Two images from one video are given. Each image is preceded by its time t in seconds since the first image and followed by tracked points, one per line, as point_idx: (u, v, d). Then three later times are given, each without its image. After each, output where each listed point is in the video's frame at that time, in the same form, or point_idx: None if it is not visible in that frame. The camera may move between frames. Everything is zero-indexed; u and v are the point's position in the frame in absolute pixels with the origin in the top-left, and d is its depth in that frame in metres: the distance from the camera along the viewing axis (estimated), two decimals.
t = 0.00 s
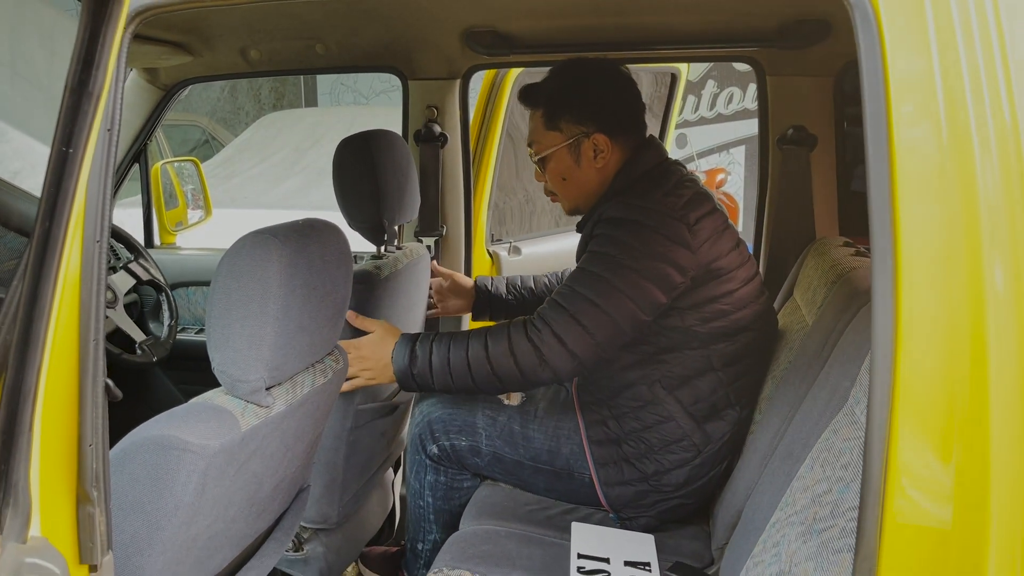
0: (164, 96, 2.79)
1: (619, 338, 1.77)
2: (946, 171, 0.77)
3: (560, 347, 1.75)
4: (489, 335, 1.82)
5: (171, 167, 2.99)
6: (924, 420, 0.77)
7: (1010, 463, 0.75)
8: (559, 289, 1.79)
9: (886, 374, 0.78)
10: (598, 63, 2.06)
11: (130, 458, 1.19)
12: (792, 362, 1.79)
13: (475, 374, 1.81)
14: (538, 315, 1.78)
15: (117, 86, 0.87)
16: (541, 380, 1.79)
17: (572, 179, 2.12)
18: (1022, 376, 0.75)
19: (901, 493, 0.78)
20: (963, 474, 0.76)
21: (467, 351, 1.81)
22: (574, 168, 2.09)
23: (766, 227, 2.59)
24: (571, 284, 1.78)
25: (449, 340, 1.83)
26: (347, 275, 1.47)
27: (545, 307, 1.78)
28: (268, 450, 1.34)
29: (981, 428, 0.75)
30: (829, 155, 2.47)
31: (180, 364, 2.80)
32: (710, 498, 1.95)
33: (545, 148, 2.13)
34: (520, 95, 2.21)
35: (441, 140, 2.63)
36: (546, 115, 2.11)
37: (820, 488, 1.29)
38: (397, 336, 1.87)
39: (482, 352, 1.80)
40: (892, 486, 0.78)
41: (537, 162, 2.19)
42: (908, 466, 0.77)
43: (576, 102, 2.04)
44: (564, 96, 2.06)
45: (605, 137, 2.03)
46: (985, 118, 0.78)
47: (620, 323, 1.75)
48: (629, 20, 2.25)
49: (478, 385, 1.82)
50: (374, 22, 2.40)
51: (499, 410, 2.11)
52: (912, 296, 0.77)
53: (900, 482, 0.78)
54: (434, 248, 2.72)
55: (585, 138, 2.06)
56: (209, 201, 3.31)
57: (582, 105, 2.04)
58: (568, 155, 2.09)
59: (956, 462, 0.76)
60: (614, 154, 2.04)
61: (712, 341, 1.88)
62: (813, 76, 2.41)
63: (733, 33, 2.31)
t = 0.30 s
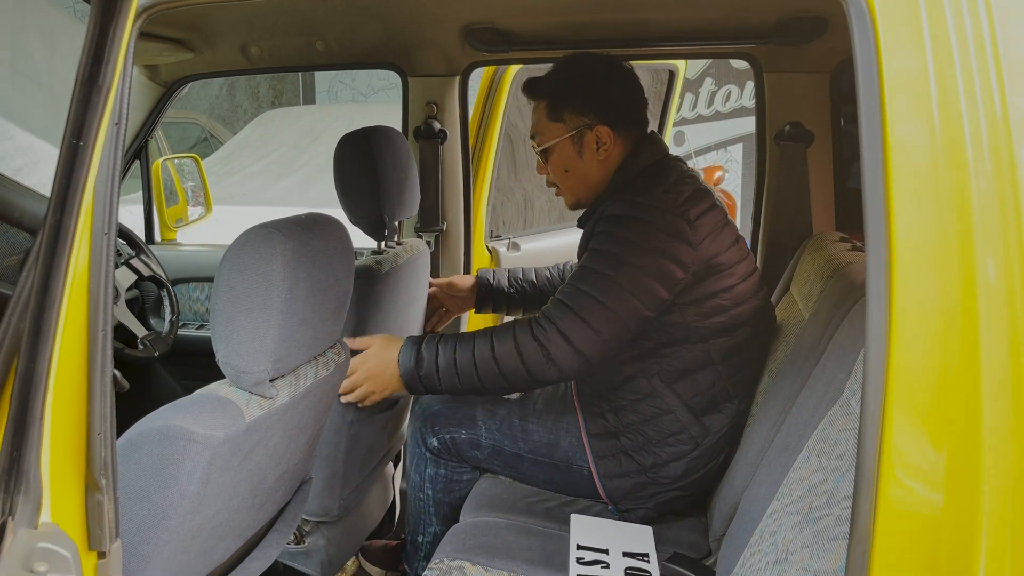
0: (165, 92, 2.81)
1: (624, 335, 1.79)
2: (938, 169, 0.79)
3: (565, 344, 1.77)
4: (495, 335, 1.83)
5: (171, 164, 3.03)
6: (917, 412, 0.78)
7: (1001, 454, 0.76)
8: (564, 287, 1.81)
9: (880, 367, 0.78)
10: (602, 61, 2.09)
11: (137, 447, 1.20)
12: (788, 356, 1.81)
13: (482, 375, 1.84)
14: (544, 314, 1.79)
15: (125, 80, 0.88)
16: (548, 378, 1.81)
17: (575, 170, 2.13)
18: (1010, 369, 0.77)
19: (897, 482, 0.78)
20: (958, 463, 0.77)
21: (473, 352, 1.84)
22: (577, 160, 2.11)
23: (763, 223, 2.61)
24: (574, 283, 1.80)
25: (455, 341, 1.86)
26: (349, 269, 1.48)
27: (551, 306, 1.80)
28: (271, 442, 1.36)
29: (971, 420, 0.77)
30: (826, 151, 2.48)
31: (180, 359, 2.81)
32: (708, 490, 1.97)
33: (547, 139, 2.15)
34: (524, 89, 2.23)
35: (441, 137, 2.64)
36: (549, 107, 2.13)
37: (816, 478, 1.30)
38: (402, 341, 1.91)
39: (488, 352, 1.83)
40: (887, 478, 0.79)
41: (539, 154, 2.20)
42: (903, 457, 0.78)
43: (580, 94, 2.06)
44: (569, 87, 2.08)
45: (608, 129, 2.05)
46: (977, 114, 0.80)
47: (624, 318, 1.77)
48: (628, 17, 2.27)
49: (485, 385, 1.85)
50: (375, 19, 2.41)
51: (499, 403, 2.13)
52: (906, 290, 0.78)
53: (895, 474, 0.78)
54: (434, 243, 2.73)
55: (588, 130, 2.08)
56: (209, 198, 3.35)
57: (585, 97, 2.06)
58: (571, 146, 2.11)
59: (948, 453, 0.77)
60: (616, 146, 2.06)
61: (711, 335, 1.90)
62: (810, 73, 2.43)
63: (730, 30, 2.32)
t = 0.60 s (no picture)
0: (165, 87, 2.83)
1: (624, 326, 1.80)
2: (939, 158, 0.77)
3: (564, 334, 1.79)
4: (494, 327, 1.86)
5: (169, 159, 3.07)
6: (916, 399, 0.77)
7: (1001, 442, 0.76)
8: (564, 278, 1.83)
9: (879, 355, 0.78)
10: (603, 54, 2.10)
11: (144, 435, 1.22)
12: (787, 346, 1.83)
13: (482, 363, 1.87)
14: (541, 304, 1.82)
15: (134, 69, 0.88)
16: (547, 367, 1.83)
17: (577, 163, 2.14)
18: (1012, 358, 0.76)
19: (897, 467, 0.78)
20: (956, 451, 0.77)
21: (473, 342, 1.87)
22: (580, 153, 2.12)
23: (761, 216, 2.63)
24: (574, 273, 1.82)
25: (456, 335, 1.90)
26: (352, 260, 1.50)
27: (549, 295, 1.81)
28: (276, 430, 1.38)
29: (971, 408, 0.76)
30: (823, 144, 2.50)
31: (181, 352, 2.82)
32: (707, 481, 1.99)
33: (550, 132, 2.17)
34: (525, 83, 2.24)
35: (440, 130, 2.65)
36: (552, 100, 2.14)
37: (815, 465, 1.32)
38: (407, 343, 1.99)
39: (488, 344, 1.86)
40: (886, 463, 0.78)
41: (542, 148, 2.22)
42: (903, 442, 0.78)
43: (580, 88, 2.08)
44: (570, 80, 2.10)
45: (611, 122, 2.06)
46: (976, 104, 0.78)
47: (624, 308, 1.79)
48: (626, 10, 2.28)
49: (486, 376, 1.88)
50: (375, 12, 2.42)
51: (500, 395, 2.14)
52: (906, 278, 0.77)
53: (893, 459, 0.78)
54: (434, 237, 2.75)
55: (590, 122, 2.09)
56: (209, 193, 3.35)
57: (586, 90, 2.07)
58: (574, 139, 2.12)
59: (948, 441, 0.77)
60: (619, 139, 2.07)
61: (710, 327, 1.92)
62: (809, 66, 2.44)
63: (728, 24, 2.34)
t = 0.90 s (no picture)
0: (158, 82, 2.83)
1: (619, 320, 1.81)
2: (928, 151, 0.78)
3: (560, 330, 1.79)
4: (491, 325, 1.86)
5: (163, 154, 3.04)
6: (906, 390, 0.78)
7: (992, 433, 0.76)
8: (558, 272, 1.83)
9: (870, 347, 0.78)
10: (600, 48, 2.11)
11: (139, 428, 1.22)
12: (780, 339, 1.84)
13: (479, 361, 1.87)
14: (538, 303, 1.81)
15: (128, 62, 0.88)
16: (546, 364, 1.83)
17: (575, 156, 2.15)
18: (1003, 350, 0.76)
19: (888, 457, 0.79)
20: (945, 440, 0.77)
21: (470, 338, 1.87)
22: (577, 145, 2.13)
23: (755, 211, 2.64)
24: (568, 269, 1.83)
25: (453, 333, 1.89)
26: (348, 253, 1.50)
27: (545, 293, 1.81)
28: (271, 424, 1.38)
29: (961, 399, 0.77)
30: (816, 139, 2.51)
31: (176, 348, 2.82)
32: (701, 473, 2.00)
33: (548, 123, 2.17)
34: (524, 74, 2.25)
35: (435, 125, 2.65)
36: (551, 91, 2.14)
37: (808, 456, 1.33)
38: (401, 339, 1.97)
39: (486, 342, 1.85)
40: (877, 453, 0.79)
41: (539, 139, 2.22)
42: (894, 431, 0.79)
43: (579, 80, 2.09)
44: (569, 73, 2.10)
45: (609, 114, 2.07)
46: (965, 96, 0.79)
47: (616, 302, 1.79)
48: (620, 4, 2.29)
49: (484, 373, 1.87)
50: (369, 6, 2.42)
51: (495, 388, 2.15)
52: (897, 270, 0.78)
53: (884, 449, 0.79)
54: (428, 232, 2.75)
55: (588, 115, 2.09)
56: (204, 189, 3.31)
57: (584, 83, 2.08)
58: (572, 131, 2.13)
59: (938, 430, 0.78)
60: (616, 131, 2.08)
61: (703, 320, 1.93)
62: (802, 61, 2.45)
63: (721, 18, 2.35)
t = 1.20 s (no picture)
0: (151, 79, 2.87)
1: (613, 311, 1.81)
2: (921, 145, 0.79)
3: (555, 320, 1.80)
4: (486, 307, 1.85)
5: (158, 150, 3.05)
6: (899, 381, 0.79)
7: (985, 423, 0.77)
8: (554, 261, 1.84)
9: (864, 339, 0.79)
10: (600, 42, 2.12)
11: (137, 421, 1.22)
12: (775, 332, 1.85)
13: (471, 342, 1.86)
14: (534, 287, 1.82)
15: (127, 55, 0.88)
16: (536, 349, 1.84)
17: (573, 150, 2.15)
18: (995, 341, 0.77)
19: (883, 448, 0.80)
20: (938, 431, 0.78)
21: (463, 319, 1.86)
22: (576, 139, 2.13)
23: (749, 206, 2.65)
24: (566, 256, 1.82)
25: (446, 310, 1.87)
26: (345, 247, 1.50)
27: (541, 278, 1.82)
28: (269, 417, 1.39)
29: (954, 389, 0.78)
30: (810, 134, 2.52)
31: (172, 344, 2.82)
32: (697, 465, 2.01)
33: (547, 118, 2.17)
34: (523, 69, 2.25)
35: (430, 121, 2.65)
36: (551, 84, 2.14)
37: (803, 447, 1.34)
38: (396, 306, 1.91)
39: (479, 322, 1.85)
40: (872, 445, 0.80)
41: (536, 133, 2.22)
42: (889, 422, 0.79)
43: (579, 75, 2.09)
44: (568, 67, 2.11)
45: (609, 109, 2.07)
46: (959, 91, 0.79)
47: (613, 293, 1.80)
48: None
49: (473, 355, 1.87)
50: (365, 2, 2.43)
51: (491, 382, 2.15)
52: (890, 262, 0.78)
53: (879, 440, 0.80)
54: (423, 227, 2.75)
55: (588, 110, 2.10)
56: (198, 184, 3.29)
57: (585, 78, 2.09)
58: (571, 126, 2.13)
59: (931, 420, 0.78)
60: (616, 126, 2.09)
61: (699, 314, 1.95)
62: (795, 56, 2.47)
63: (715, 14, 2.36)
